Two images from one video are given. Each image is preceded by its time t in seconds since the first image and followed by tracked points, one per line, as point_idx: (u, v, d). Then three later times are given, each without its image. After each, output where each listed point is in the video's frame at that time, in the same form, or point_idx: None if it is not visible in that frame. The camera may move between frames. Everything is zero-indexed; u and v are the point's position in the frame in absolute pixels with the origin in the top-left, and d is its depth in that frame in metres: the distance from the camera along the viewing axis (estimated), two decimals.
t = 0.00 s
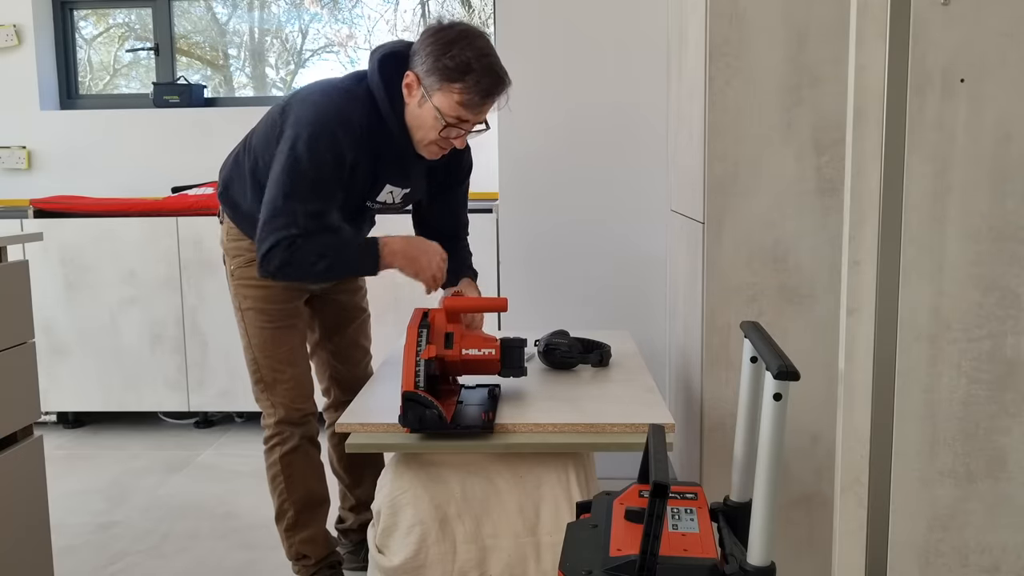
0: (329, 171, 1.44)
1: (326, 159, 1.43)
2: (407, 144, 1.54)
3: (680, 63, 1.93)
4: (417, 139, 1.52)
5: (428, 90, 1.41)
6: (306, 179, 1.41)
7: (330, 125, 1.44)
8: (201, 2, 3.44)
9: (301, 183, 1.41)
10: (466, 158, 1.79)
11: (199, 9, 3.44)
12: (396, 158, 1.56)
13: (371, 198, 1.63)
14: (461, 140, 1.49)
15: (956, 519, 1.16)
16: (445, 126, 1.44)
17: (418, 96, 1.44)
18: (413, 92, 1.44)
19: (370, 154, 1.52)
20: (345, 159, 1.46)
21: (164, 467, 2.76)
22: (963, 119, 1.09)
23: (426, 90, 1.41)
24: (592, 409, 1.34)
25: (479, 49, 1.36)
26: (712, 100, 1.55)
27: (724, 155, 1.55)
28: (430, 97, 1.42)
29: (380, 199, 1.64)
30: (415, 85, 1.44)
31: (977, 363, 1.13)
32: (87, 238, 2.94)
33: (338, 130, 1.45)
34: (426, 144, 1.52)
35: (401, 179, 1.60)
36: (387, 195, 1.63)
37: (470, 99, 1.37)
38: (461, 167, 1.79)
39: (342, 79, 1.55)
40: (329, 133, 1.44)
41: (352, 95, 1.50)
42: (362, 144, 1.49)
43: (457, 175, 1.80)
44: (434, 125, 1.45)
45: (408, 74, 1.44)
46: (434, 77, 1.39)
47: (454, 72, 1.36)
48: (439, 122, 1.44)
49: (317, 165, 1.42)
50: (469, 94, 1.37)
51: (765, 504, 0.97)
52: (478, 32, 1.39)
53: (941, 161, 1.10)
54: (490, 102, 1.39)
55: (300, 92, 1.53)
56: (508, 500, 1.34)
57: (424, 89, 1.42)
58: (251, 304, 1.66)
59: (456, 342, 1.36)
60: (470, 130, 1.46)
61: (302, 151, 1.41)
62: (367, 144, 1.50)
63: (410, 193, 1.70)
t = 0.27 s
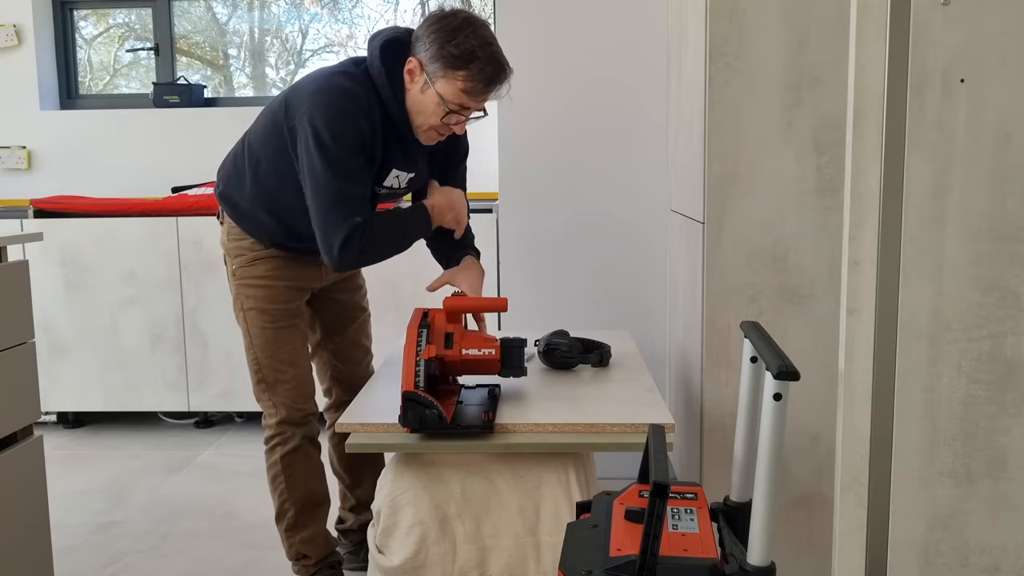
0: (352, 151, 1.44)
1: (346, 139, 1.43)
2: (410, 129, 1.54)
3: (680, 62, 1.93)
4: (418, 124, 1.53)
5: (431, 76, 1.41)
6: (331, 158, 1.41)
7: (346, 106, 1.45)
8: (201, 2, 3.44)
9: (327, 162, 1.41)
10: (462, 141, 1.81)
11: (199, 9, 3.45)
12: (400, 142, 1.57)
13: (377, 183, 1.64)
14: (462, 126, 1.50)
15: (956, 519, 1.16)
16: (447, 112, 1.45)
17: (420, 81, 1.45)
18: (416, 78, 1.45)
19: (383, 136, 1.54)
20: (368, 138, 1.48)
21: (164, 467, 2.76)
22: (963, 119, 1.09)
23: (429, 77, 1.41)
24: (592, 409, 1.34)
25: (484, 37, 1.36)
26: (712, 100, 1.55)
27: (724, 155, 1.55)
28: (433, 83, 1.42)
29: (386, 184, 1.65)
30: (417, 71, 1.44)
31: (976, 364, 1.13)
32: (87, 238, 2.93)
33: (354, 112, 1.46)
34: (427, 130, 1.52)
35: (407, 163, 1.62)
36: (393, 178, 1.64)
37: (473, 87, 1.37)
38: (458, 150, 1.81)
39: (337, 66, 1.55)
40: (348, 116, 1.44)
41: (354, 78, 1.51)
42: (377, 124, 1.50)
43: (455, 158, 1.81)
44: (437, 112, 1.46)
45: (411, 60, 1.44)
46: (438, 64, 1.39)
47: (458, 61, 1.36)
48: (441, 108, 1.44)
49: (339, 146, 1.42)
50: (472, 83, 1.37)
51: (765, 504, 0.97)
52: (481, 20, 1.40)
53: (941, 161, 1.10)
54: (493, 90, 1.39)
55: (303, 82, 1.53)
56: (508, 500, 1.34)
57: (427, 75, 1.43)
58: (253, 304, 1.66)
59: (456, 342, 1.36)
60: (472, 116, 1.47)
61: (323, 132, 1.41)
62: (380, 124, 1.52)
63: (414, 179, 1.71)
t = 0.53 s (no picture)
0: (360, 145, 1.45)
1: (353, 133, 1.45)
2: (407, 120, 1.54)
3: (680, 62, 1.93)
4: (418, 121, 1.53)
5: (434, 75, 1.42)
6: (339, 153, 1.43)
7: (349, 99, 1.47)
8: (201, 2, 3.44)
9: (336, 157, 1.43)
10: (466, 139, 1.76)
11: (199, 9, 3.45)
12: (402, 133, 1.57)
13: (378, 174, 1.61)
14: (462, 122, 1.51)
15: (956, 519, 1.16)
16: (449, 109, 1.46)
17: (421, 79, 1.45)
18: (416, 76, 1.44)
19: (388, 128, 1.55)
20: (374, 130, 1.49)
21: (164, 467, 2.76)
22: (963, 119, 1.09)
23: (431, 75, 1.42)
24: (592, 409, 1.34)
25: (486, 36, 1.38)
26: (712, 100, 1.55)
27: (724, 155, 1.55)
28: (435, 81, 1.42)
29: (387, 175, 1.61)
30: (418, 68, 1.44)
31: (976, 364, 1.13)
32: (87, 238, 2.94)
33: (358, 104, 1.47)
34: (427, 126, 1.53)
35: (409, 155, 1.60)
36: (396, 170, 1.61)
37: (478, 86, 1.39)
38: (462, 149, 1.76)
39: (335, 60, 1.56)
40: (352, 108, 1.46)
41: (354, 71, 1.52)
42: (380, 116, 1.52)
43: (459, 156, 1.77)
44: (439, 109, 1.46)
45: (412, 58, 1.43)
46: (440, 63, 1.40)
47: (462, 60, 1.37)
48: (444, 106, 1.45)
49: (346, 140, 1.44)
50: (475, 82, 1.38)
51: (765, 504, 0.97)
52: (480, 17, 1.41)
53: (941, 161, 1.10)
54: (496, 87, 1.41)
55: (303, 78, 1.54)
56: (508, 500, 1.34)
57: (428, 73, 1.43)
58: (255, 303, 1.67)
59: (456, 342, 1.36)
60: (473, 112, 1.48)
61: (330, 128, 1.43)
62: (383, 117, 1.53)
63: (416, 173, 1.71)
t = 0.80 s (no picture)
0: (361, 144, 1.45)
1: (355, 132, 1.45)
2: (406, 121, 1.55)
3: (680, 62, 1.93)
4: (416, 117, 1.53)
5: (430, 68, 1.42)
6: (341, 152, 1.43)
7: (347, 97, 1.46)
8: (201, 2, 3.44)
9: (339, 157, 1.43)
10: (467, 142, 1.79)
11: (199, 9, 3.45)
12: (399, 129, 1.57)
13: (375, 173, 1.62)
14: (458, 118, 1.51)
15: (956, 519, 1.17)
16: (446, 104, 1.46)
17: (418, 74, 1.45)
18: (414, 70, 1.45)
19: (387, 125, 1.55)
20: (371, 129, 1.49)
21: (164, 467, 2.76)
22: (963, 119, 1.09)
23: (427, 69, 1.42)
24: (592, 408, 1.34)
25: (482, 28, 1.38)
26: (712, 100, 1.55)
27: (724, 155, 1.55)
28: (432, 75, 1.42)
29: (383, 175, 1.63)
30: (415, 63, 1.44)
31: (976, 364, 1.13)
32: (87, 238, 2.94)
33: (356, 101, 1.47)
34: (424, 121, 1.53)
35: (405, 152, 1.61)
36: (391, 169, 1.63)
37: (475, 77, 1.39)
38: (462, 151, 1.78)
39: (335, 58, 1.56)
40: (350, 106, 1.46)
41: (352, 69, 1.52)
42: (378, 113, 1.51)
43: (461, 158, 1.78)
44: (436, 103, 1.46)
45: (408, 53, 1.44)
46: (437, 56, 1.40)
47: (458, 53, 1.37)
48: (440, 100, 1.45)
49: (348, 139, 1.44)
50: (472, 74, 1.39)
51: (765, 504, 0.97)
52: (476, 11, 1.42)
53: (941, 162, 1.10)
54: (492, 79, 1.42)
55: (301, 78, 1.53)
56: (508, 500, 1.34)
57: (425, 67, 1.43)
58: (259, 301, 1.67)
59: (456, 342, 1.36)
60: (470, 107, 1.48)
61: (328, 127, 1.43)
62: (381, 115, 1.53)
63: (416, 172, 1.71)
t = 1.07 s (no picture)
0: (344, 151, 1.43)
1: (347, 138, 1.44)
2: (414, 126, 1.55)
3: (680, 62, 1.93)
4: (421, 120, 1.53)
5: (435, 69, 1.42)
6: (330, 158, 1.42)
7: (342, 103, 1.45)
8: (201, 2, 3.44)
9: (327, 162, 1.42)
10: (471, 145, 1.79)
11: (199, 9, 3.45)
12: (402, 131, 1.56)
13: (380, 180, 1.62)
14: (464, 122, 1.50)
15: (956, 519, 1.16)
16: (451, 105, 1.45)
17: (424, 75, 1.45)
18: (420, 71, 1.46)
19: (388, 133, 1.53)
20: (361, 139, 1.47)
21: (164, 467, 2.76)
22: (963, 119, 1.09)
23: (433, 69, 1.43)
24: (592, 409, 1.34)
25: (487, 29, 1.39)
26: (712, 100, 1.55)
27: (724, 155, 1.55)
28: (437, 76, 1.43)
29: (389, 180, 1.63)
30: (421, 64, 1.45)
31: (976, 364, 1.13)
32: (87, 238, 2.94)
33: (352, 109, 1.45)
34: (429, 125, 1.52)
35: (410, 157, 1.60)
36: (396, 175, 1.63)
37: (478, 77, 1.39)
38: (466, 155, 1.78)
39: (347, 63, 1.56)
40: (343, 112, 1.44)
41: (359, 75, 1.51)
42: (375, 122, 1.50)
43: (466, 161, 1.80)
44: (440, 105, 1.46)
45: (415, 55, 1.45)
46: (441, 56, 1.41)
47: (462, 51, 1.38)
48: (445, 101, 1.45)
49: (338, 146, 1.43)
50: (475, 73, 1.39)
51: (764, 504, 0.97)
52: (483, 15, 1.42)
53: (941, 162, 1.10)
54: (496, 80, 1.41)
55: (306, 82, 1.52)
56: (508, 500, 1.34)
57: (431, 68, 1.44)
58: (263, 301, 1.67)
59: (456, 342, 1.36)
60: (474, 110, 1.47)
61: (313, 131, 1.42)
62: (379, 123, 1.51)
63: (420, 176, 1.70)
